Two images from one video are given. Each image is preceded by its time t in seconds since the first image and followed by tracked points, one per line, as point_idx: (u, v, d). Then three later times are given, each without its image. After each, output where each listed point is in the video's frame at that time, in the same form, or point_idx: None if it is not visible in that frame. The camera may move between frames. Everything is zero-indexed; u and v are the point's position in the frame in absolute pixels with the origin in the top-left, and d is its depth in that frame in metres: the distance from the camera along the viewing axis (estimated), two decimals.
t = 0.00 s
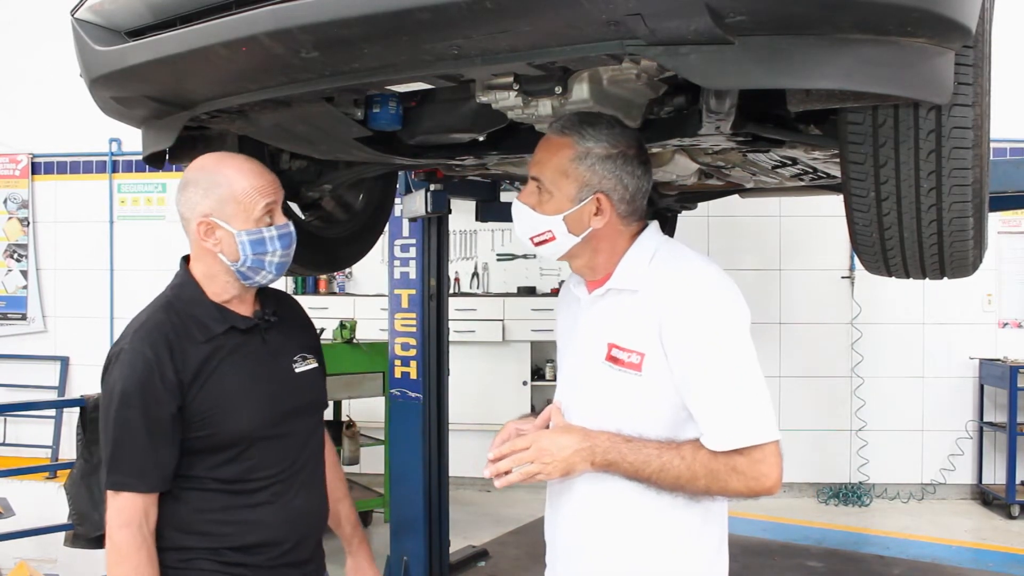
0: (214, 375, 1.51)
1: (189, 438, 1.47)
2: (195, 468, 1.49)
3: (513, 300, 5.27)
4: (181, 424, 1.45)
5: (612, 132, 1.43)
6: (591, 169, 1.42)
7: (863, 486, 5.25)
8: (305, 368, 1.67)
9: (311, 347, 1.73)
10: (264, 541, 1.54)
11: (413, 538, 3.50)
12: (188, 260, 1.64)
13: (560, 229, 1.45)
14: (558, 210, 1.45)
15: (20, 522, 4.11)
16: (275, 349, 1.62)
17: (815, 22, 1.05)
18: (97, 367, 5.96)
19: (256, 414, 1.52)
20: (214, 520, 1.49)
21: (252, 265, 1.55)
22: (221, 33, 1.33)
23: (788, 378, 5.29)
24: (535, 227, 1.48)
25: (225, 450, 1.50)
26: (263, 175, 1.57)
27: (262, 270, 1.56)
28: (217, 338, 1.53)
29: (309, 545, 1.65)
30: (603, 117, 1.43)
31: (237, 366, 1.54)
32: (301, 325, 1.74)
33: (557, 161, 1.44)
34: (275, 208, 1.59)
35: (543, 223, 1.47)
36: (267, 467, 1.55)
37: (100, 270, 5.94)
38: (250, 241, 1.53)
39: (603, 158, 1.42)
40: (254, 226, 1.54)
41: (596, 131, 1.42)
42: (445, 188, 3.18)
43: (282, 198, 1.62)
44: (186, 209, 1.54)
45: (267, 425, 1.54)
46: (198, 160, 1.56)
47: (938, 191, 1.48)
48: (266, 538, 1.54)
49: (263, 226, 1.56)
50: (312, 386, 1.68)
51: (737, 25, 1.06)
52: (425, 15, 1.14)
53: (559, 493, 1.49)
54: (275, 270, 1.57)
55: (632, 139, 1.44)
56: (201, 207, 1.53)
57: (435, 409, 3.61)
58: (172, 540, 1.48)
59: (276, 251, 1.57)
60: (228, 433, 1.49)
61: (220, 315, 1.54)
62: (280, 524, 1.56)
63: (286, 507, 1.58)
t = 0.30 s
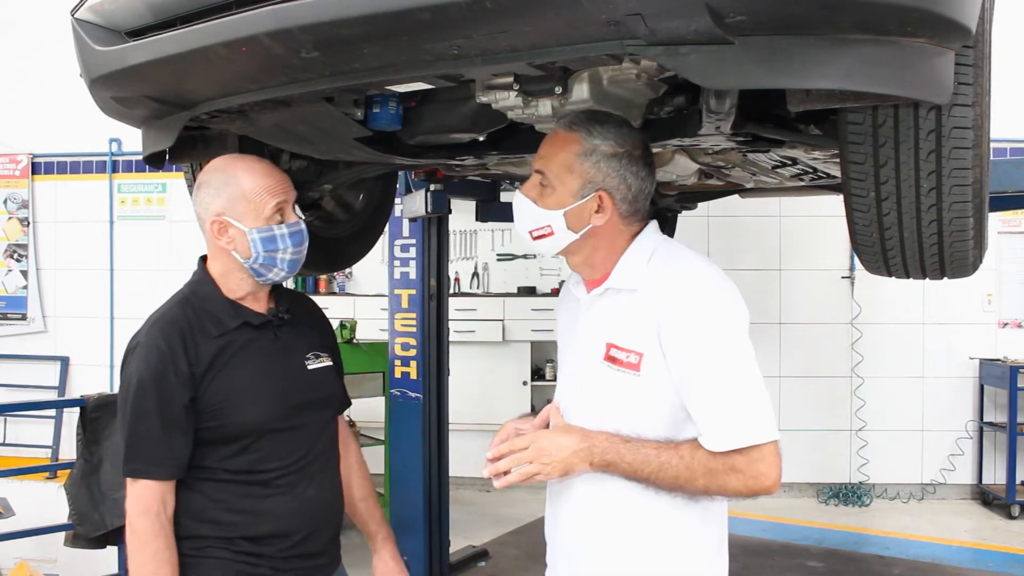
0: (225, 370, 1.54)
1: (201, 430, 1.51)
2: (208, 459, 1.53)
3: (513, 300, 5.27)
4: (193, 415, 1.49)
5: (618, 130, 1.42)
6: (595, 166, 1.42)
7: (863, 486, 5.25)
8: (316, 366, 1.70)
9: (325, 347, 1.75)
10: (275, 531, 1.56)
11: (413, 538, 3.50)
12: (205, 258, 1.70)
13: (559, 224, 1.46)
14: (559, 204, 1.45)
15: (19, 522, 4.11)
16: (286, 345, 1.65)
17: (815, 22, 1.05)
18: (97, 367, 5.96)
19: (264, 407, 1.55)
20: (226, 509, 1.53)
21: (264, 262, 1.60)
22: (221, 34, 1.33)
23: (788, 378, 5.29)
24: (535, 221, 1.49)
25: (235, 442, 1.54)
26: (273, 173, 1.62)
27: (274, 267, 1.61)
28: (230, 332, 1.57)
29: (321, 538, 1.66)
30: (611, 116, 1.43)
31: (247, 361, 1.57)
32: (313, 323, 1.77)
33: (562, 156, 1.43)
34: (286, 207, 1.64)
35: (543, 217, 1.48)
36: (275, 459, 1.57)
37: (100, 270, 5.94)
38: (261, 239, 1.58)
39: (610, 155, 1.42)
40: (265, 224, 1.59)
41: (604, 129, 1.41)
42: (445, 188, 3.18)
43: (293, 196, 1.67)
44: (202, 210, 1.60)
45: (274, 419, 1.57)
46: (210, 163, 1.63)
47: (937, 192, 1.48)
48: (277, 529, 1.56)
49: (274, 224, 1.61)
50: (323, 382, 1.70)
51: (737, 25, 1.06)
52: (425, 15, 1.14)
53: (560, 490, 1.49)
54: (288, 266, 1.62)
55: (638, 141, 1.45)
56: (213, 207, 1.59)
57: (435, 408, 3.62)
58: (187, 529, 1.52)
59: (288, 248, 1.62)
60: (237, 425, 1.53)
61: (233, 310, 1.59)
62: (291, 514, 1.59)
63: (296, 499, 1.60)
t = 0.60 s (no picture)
0: (231, 365, 1.55)
1: (208, 424, 1.52)
2: (214, 452, 1.54)
3: (513, 300, 5.27)
4: (199, 409, 1.50)
5: (612, 132, 1.43)
6: (586, 172, 1.42)
7: (863, 486, 5.25)
8: (324, 362, 1.70)
9: (332, 343, 1.76)
10: (280, 523, 1.56)
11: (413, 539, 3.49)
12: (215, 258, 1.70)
13: (563, 234, 1.46)
14: (557, 215, 1.45)
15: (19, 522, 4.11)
16: (293, 342, 1.65)
17: (814, 23, 1.05)
18: (97, 367, 5.96)
19: (268, 402, 1.56)
20: (229, 502, 1.53)
21: (268, 262, 1.59)
22: (221, 34, 1.32)
23: (788, 378, 5.29)
24: (537, 233, 1.48)
25: (241, 436, 1.55)
26: (277, 175, 1.63)
27: (279, 267, 1.61)
28: (237, 329, 1.58)
29: (326, 529, 1.65)
30: (600, 118, 1.43)
31: (254, 358, 1.58)
32: (322, 322, 1.77)
33: (551, 165, 1.45)
34: (290, 209, 1.64)
35: (545, 229, 1.48)
36: (279, 453, 1.58)
37: (100, 270, 5.94)
38: (265, 240, 1.58)
39: (598, 158, 1.42)
40: (269, 225, 1.59)
41: (590, 133, 1.42)
42: (445, 188, 3.18)
43: (297, 198, 1.67)
44: (209, 212, 1.61)
45: (279, 413, 1.57)
46: (217, 166, 1.64)
47: (938, 192, 1.48)
48: (282, 521, 1.56)
49: (279, 225, 1.61)
50: (330, 378, 1.70)
51: (737, 25, 1.06)
52: (425, 16, 1.14)
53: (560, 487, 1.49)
54: (292, 267, 1.62)
55: (628, 139, 1.44)
56: (219, 209, 1.60)
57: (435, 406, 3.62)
58: (194, 522, 1.53)
59: (292, 249, 1.62)
60: (243, 419, 1.54)
61: (240, 307, 1.60)
62: (296, 508, 1.59)
63: (300, 493, 1.60)
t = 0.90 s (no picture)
0: (229, 363, 1.55)
1: (206, 421, 1.52)
2: (211, 450, 1.54)
3: (513, 300, 5.27)
4: (197, 406, 1.50)
5: (607, 133, 1.43)
6: (581, 169, 1.44)
7: (863, 486, 5.25)
8: (322, 359, 1.69)
9: (329, 340, 1.76)
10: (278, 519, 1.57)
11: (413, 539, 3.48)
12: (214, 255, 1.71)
13: (552, 226, 1.49)
14: (550, 208, 1.48)
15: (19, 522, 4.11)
16: (289, 339, 1.65)
17: (814, 23, 1.05)
18: (97, 367, 5.96)
19: (266, 399, 1.56)
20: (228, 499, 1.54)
21: (264, 262, 1.60)
22: (221, 34, 1.32)
23: (788, 378, 5.29)
24: (529, 223, 1.52)
25: (239, 433, 1.55)
26: (274, 175, 1.62)
27: (275, 266, 1.61)
28: (234, 326, 1.58)
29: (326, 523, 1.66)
30: (600, 116, 1.44)
31: (251, 356, 1.58)
32: (318, 318, 1.77)
33: (550, 160, 1.47)
34: (286, 208, 1.63)
35: (537, 220, 1.51)
36: (275, 451, 1.58)
37: (100, 270, 5.94)
38: (261, 239, 1.58)
39: (595, 158, 1.43)
40: (265, 225, 1.60)
41: (591, 132, 1.43)
42: (445, 189, 3.18)
43: (295, 196, 1.67)
44: (208, 210, 1.62)
45: (277, 410, 1.57)
46: (217, 166, 1.65)
47: (937, 192, 1.48)
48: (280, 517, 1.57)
49: (275, 225, 1.61)
50: (329, 375, 1.70)
51: (737, 25, 1.06)
52: (425, 16, 1.14)
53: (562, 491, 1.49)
54: (288, 266, 1.62)
55: (628, 142, 1.45)
56: (216, 208, 1.60)
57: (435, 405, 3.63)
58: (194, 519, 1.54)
59: (287, 249, 1.61)
60: (240, 416, 1.54)
61: (237, 305, 1.60)
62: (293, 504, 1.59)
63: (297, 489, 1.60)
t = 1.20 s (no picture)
0: (226, 363, 1.55)
1: (203, 421, 1.52)
2: (208, 450, 1.54)
3: (513, 300, 5.27)
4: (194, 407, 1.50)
5: (607, 135, 1.43)
6: (581, 170, 1.43)
7: (863, 486, 5.25)
8: (319, 358, 1.69)
9: (326, 340, 1.76)
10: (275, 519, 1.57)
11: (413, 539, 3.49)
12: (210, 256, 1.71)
13: (552, 226, 1.49)
14: (550, 207, 1.48)
15: (19, 522, 4.11)
16: (287, 339, 1.65)
17: (814, 23, 1.05)
18: (97, 367, 5.96)
19: (263, 399, 1.56)
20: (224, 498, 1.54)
21: (260, 259, 1.60)
22: (221, 34, 1.32)
23: (788, 378, 5.29)
24: (528, 222, 1.52)
25: (236, 433, 1.55)
26: (267, 173, 1.62)
27: (271, 264, 1.62)
28: (232, 327, 1.58)
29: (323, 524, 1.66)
30: (603, 120, 1.43)
31: (249, 356, 1.58)
32: (316, 318, 1.77)
33: (550, 159, 1.47)
34: (280, 205, 1.64)
35: (536, 219, 1.51)
36: (273, 451, 1.58)
37: (100, 270, 5.94)
38: (256, 238, 1.59)
39: (596, 160, 1.43)
40: (260, 224, 1.60)
41: (592, 133, 1.42)
42: (445, 188, 3.18)
43: (289, 194, 1.67)
44: (202, 210, 1.62)
45: (274, 410, 1.57)
46: (209, 165, 1.64)
47: (937, 192, 1.48)
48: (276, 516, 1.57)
49: (270, 223, 1.61)
50: (326, 375, 1.70)
51: (737, 25, 1.06)
52: (425, 16, 1.14)
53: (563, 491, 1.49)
54: (284, 264, 1.63)
55: (629, 145, 1.44)
56: (211, 208, 1.60)
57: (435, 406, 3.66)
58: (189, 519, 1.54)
59: (283, 246, 1.62)
60: (238, 416, 1.54)
61: (234, 305, 1.60)
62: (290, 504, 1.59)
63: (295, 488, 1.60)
